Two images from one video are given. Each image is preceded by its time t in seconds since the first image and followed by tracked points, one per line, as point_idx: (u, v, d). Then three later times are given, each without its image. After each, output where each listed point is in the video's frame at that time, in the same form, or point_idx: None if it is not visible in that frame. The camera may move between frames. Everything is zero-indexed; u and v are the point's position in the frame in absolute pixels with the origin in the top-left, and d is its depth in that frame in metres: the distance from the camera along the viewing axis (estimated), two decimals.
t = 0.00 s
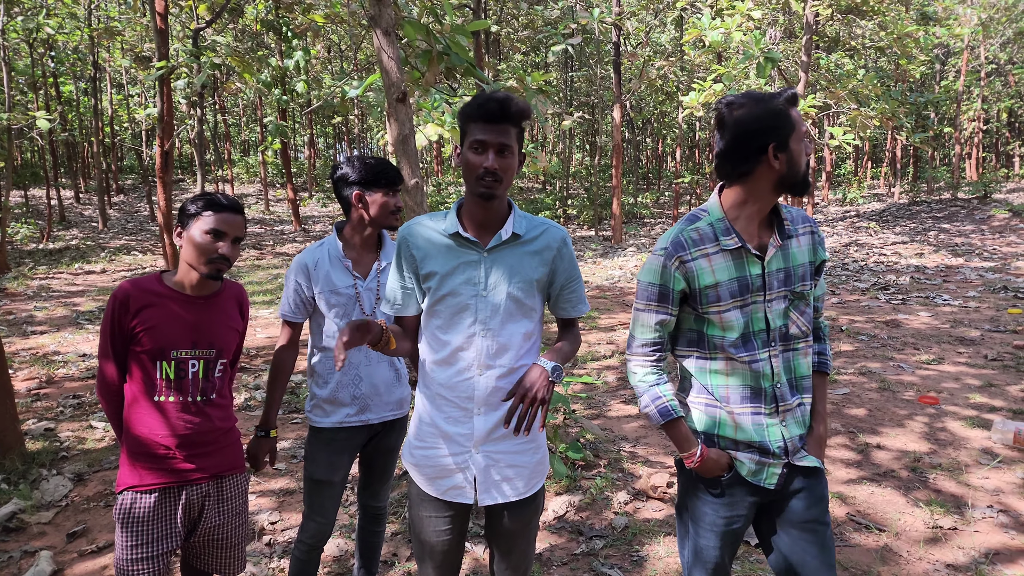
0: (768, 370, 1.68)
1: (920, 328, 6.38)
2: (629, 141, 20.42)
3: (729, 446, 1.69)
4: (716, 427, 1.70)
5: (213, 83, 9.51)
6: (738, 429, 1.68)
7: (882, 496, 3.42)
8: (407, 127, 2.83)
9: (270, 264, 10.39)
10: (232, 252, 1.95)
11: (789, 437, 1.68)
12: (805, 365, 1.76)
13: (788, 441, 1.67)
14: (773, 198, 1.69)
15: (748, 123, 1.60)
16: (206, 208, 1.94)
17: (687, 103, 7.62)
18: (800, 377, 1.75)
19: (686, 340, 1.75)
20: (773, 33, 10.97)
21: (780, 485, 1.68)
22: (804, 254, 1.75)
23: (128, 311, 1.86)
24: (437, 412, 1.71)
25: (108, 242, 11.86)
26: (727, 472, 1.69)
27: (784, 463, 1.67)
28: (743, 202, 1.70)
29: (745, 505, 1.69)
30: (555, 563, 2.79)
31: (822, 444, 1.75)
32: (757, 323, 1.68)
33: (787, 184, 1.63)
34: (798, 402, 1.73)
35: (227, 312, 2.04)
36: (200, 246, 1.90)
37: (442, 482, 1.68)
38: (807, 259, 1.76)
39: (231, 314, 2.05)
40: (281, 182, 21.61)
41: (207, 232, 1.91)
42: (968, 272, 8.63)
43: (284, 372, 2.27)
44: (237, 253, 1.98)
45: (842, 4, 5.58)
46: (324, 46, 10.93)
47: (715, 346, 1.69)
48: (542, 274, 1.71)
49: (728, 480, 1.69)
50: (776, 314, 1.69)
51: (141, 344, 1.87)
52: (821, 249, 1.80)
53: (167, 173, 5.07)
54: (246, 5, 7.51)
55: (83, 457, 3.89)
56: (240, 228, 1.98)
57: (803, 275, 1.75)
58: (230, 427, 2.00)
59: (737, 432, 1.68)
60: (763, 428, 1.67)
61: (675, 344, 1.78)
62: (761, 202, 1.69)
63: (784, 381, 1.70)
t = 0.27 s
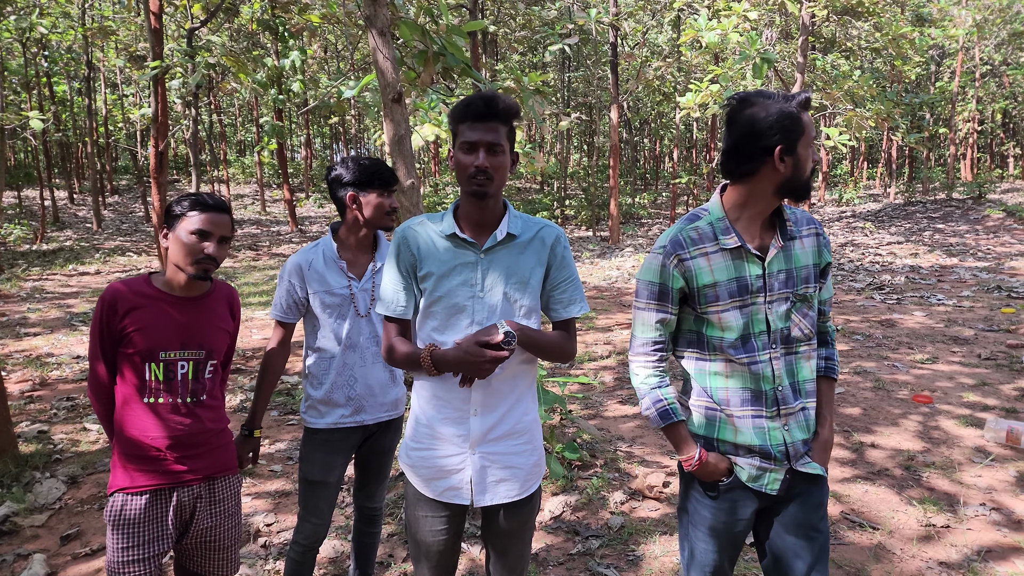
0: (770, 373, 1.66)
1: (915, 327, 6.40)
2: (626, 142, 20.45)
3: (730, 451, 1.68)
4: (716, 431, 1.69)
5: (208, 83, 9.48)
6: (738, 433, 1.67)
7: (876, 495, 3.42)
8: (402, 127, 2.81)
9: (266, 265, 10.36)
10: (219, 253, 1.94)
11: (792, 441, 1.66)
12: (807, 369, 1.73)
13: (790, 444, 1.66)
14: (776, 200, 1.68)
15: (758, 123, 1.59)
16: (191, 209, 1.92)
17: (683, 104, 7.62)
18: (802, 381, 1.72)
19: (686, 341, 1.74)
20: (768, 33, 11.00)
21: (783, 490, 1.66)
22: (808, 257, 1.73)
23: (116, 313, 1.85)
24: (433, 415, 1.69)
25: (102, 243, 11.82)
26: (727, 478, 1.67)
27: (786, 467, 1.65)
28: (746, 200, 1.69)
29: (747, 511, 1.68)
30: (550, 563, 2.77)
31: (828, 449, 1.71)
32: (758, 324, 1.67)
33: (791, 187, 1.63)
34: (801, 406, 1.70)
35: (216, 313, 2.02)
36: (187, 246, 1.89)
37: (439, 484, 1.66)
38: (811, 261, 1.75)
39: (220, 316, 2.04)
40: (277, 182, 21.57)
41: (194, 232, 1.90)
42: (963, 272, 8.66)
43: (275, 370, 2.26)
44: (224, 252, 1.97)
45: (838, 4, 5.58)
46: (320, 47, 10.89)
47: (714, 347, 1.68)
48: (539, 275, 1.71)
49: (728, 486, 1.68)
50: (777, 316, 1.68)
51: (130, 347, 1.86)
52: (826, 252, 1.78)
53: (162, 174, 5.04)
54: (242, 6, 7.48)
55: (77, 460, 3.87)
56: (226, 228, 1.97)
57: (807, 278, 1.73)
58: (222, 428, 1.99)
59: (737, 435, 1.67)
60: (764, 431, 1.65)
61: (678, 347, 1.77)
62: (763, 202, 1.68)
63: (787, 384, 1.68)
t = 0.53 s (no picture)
0: (777, 373, 1.66)
1: (906, 328, 6.43)
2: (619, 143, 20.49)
3: (737, 456, 1.67)
4: (723, 435, 1.69)
5: (200, 82, 9.42)
6: (745, 436, 1.66)
7: (867, 494, 3.44)
8: (395, 127, 2.80)
9: (258, 266, 10.32)
10: (204, 251, 1.93)
11: (800, 443, 1.67)
12: (815, 373, 1.72)
13: (798, 446, 1.66)
14: (786, 199, 1.69)
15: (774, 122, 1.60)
16: (176, 208, 1.91)
17: (676, 105, 7.64)
18: (808, 384, 1.71)
19: (694, 341, 1.75)
20: (761, 35, 11.04)
21: (793, 495, 1.66)
22: (815, 258, 1.73)
23: (100, 313, 1.84)
24: (428, 416, 1.69)
25: (93, 243, 11.74)
26: (735, 483, 1.66)
27: (796, 470, 1.65)
28: (756, 197, 1.70)
29: (756, 518, 1.67)
30: (543, 563, 2.77)
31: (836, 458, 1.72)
32: (765, 323, 1.67)
33: (802, 187, 1.64)
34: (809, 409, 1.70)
35: (202, 313, 2.00)
36: (172, 246, 1.88)
37: (434, 486, 1.66)
38: (818, 263, 1.74)
39: (208, 316, 2.02)
40: (270, 182, 21.49)
41: (179, 231, 1.89)
42: (953, 273, 8.72)
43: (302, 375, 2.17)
44: (211, 251, 1.96)
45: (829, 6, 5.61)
46: (313, 47, 10.86)
47: (720, 345, 1.69)
48: (531, 273, 1.70)
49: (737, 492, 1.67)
50: (784, 315, 1.67)
51: (115, 347, 1.85)
52: (834, 255, 1.78)
53: (153, 174, 5.01)
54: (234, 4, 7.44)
55: (66, 461, 3.84)
56: (211, 227, 1.95)
57: (815, 279, 1.72)
58: (209, 429, 1.97)
59: (745, 439, 1.67)
60: (771, 433, 1.66)
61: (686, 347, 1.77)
62: (774, 200, 1.69)
63: (794, 385, 1.68)
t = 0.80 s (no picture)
0: (800, 372, 1.66)
1: (896, 328, 6.48)
2: (612, 144, 20.53)
3: (759, 458, 1.65)
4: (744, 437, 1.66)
5: (191, 81, 9.36)
6: (768, 437, 1.65)
7: (857, 493, 3.47)
8: (387, 128, 2.80)
9: (250, 266, 10.28)
10: (195, 250, 1.93)
11: (820, 442, 1.67)
12: (831, 374, 1.74)
13: (818, 446, 1.66)
14: (811, 201, 1.70)
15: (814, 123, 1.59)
16: (164, 207, 1.90)
17: (669, 106, 7.66)
18: (827, 385, 1.73)
19: (715, 339, 1.71)
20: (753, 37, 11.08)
21: (813, 495, 1.65)
22: (832, 260, 1.74)
23: (90, 314, 1.83)
24: (420, 416, 1.69)
25: (83, 243, 11.65)
26: (756, 486, 1.65)
27: (816, 471, 1.65)
28: (785, 196, 1.69)
29: (775, 518, 1.67)
30: (535, 563, 2.78)
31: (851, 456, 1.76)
32: (790, 322, 1.66)
33: (832, 190, 1.65)
34: (828, 410, 1.71)
35: (193, 312, 2.00)
36: (162, 245, 1.87)
37: (427, 487, 1.66)
38: (835, 265, 1.76)
39: (198, 315, 2.02)
40: (262, 183, 21.41)
41: (169, 230, 1.88)
42: (943, 273, 8.79)
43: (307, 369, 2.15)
44: (200, 250, 1.95)
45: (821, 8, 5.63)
46: (306, 47, 10.82)
47: (746, 343, 1.66)
48: (522, 274, 1.71)
49: (758, 494, 1.65)
50: (806, 315, 1.68)
51: (106, 347, 1.84)
52: (847, 258, 1.80)
53: (144, 174, 4.98)
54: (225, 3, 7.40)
55: (55, 463, 3.81)
56: (200, 225, 1.95)
57: (832, 280, 1.74)
58: (200, 429, 1.97)
59: (767, 440, 1.65)
60: (791, 434, 1.66)
61: (708, 345, 1.73)
62: (801, 201, 1.68)
63: (816, 385, 1.69)
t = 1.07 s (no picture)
0: (819, 374, 1.65)
1: (888, 327, 6.52)
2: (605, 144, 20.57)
3: (781, 460, 1.63)
4: (765, 438, 1.65)
5: (183, 82, 9.33)
6: (789, 438, 1.63)
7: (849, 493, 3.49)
8: (379, 129, 2.80)
9: (243, 268, 10.25)
10: (188, 250, 1.93)
11: (838, 442, 1.66)
12: (841, 373, 1.75)
13: (837, 446, 1.65)
14: (829, 204, 1.68)
15: (846, 127, 1.56)
16: (155, 207, 1.90)
17: (662, 107, 7.68)
18: (839, 384, 1.74)
19: (733, 341, 1.68)
20: (745, 38, 11.13)
21: (831, 495, 1.65)
22: (841, 260, 1.74)
23: (82, 316, 1.83)
24: (409, 418, 1.70)
25: (75, 245, 11.60)
26: (778, 488, 1.63)
27: (835, 470, 1.65)
28: (806, 198, 1.66)
29: (793, 519, 1.67)
30: (528, 564, 2.78)
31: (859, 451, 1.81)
32: (808, 323, 1.65)
33: (853, 195, 1.63)
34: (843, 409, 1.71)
35: (185, 312, 2.00)
36: (154, 245, 1.87)
37: (417, 489, 1.67)
38: (844, 266, 1.76)
39: (190, 315, 2.02)
40: (255, 184, 21.37)
41: (160, 230, 1.88)
42: (934, 273, 8.85)
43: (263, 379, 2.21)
44: (193, 249, 1.95)
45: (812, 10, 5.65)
46: (299, 48, 10.81)
47: (766, 344, 1.64)
48: (511, 275, 1.72)
49: (779, 496, 1.64)
50: (821, 316, 1.68)
51: (98, 349, 1.84)
52: (853, 259, 1.81)
53: (135, 175, 4.96)
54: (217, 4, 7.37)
55: (47, 466, 3.79)
56: (191, 225, 1.95)
57: (841, 280, 1.74)
58: (192, 430, 1.97)
59: (788, 441, 1.63)
60: (812, 435, 1.64)
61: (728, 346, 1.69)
62: (821, 203, 1.66)
63: (832, 386, 1.69)
